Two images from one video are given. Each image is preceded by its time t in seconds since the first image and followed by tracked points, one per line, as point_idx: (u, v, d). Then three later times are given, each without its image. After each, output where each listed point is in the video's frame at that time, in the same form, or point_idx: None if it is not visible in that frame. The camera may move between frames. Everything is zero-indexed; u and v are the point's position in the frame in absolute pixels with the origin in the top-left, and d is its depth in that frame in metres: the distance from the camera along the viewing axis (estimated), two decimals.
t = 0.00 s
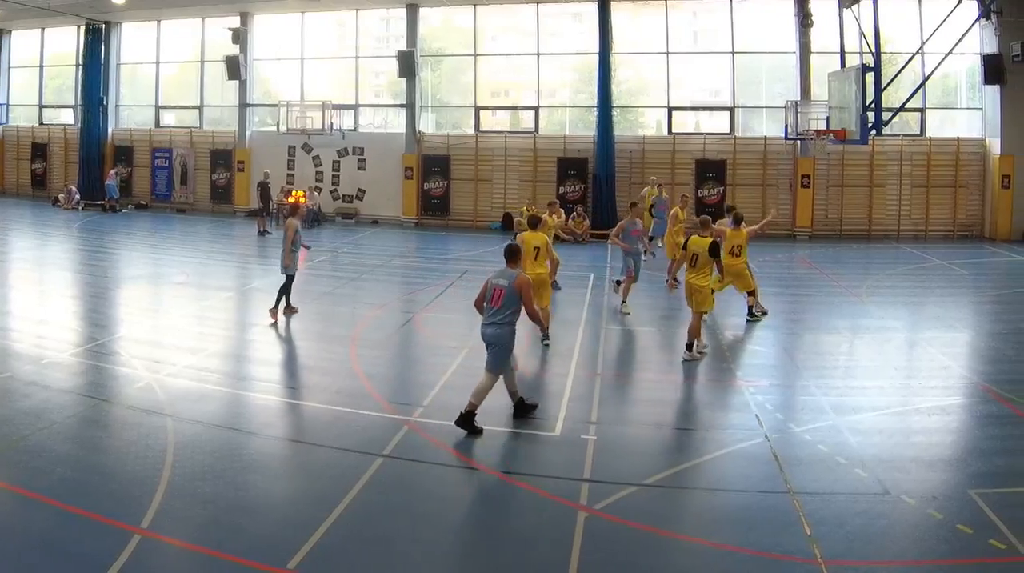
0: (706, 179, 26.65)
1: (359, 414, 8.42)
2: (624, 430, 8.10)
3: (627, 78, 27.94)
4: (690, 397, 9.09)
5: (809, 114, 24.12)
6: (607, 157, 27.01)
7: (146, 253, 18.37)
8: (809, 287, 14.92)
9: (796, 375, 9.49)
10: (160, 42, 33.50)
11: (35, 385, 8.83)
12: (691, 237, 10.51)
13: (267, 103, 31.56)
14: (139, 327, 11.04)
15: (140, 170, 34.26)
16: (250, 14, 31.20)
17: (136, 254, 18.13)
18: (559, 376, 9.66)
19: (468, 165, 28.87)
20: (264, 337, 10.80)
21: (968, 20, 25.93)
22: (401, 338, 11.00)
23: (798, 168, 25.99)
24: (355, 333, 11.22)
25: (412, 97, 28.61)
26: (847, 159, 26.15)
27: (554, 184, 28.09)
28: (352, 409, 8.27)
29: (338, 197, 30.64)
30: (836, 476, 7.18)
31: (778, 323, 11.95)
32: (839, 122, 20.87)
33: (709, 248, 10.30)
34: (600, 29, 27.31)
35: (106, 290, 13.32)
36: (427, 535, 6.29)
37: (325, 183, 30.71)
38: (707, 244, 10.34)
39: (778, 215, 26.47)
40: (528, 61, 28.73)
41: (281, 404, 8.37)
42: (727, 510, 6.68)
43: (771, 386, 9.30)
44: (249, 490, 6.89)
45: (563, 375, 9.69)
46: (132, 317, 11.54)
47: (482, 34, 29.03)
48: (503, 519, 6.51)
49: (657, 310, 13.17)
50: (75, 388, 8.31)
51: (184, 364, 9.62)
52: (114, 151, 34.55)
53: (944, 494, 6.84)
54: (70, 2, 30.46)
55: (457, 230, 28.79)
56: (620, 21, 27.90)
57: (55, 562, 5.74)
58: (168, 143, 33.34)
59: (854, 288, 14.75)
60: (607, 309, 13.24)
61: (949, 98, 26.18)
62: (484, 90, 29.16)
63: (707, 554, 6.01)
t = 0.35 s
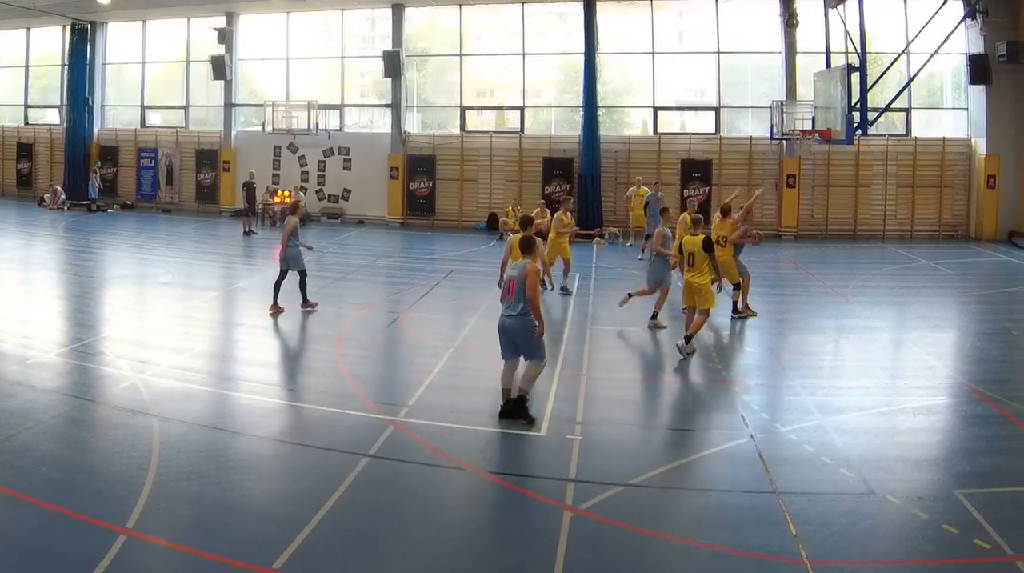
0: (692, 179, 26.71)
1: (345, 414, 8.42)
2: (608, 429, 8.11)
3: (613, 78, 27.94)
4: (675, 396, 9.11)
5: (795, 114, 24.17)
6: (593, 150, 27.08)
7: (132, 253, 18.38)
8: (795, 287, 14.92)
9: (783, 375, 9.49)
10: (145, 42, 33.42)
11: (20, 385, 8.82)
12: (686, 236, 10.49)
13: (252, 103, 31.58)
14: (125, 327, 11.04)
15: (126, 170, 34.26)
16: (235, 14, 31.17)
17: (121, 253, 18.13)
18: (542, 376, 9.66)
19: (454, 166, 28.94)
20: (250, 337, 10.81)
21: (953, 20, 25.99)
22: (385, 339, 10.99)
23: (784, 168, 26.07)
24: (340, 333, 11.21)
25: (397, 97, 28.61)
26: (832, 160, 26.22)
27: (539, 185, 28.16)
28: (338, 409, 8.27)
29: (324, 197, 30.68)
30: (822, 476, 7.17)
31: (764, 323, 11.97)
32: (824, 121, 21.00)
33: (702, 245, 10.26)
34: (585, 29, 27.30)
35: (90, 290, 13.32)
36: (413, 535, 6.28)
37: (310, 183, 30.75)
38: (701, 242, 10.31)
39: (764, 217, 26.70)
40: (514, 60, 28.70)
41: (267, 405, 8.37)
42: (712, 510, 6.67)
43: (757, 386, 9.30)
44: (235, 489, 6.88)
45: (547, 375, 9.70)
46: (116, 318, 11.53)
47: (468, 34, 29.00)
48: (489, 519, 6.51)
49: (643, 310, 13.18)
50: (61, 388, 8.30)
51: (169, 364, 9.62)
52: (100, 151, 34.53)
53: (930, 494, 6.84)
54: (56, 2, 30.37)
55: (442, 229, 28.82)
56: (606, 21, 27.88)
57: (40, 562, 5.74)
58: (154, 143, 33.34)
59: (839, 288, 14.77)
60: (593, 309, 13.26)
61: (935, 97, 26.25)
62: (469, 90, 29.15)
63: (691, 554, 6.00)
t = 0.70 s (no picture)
0: (679, 179, 26.77)
1: (332, 414, 8.42)
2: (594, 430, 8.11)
3: (599, 77, 27.92)
4: (661, 396, 9.11)
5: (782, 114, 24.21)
6: (580, 149, 27.12)
7: (118, 252, 18.37)
8: (781, 287, 14.93)
9: (769, 375, 9.52)
10: (132, 42, 33.39)
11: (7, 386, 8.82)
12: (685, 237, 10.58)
13: (239, 103, 31.57)
14: (112, 327, 11.04)
15: (112, 170, 34.22)
16: (221, 14, 31.15)
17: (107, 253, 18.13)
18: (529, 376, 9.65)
19: (441, 166, 28.92)
20: (237, 337, 10.81)
21: (939, 20, 25.97)
22: (371, 339, 11.00)
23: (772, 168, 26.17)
24: (327, 333, 11.21)
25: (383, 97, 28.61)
26: (819, 160, 26.28)
27: (526, 184, 28.21)
28: (325, 409, 8.27)
29: (310, 197, 30.68)
30: (809, 476, 7.17)
31: (752, 323, 11.99)
32: (811, 120, 21.01)
33: (702, 246, 10.36)
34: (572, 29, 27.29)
35: (75, 290, 13.31)
36: (399, 535, 6.28)
37: (297, 183, 30.73)
38: (700, 242, 10.40)
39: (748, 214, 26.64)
40: (500, 60, 28.70)
41: (254, 405, 8.37)
42: (698, 510, 6.67)
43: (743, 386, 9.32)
44: (222, 489, 6.88)
45: (535, 375, 9.70)
46: (103, 318, 11.52)
47: (454, 34, 28.99)
48: (475, 520, 6.50)
49: (630, 311, 13.19)
50: (48, 389, 8.30)
51: (156, 364, 9.62)
52: (87, 151, 34.48)
53: (916, 494, 6.84)
54: (42, 3, 30.32)
55: (429, 229, 28.81)
56: (593, 20, 27.85)
57: (26, 563, 5.73)
58: (140, 143, 33.31)
59: (825, 288, 14.78)
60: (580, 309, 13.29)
61: (922, 98, 26.25)
62: (456, 90, 29.15)
63: (677, 554, 5.99)
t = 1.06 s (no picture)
0: (665, 179, 26.73)
1: (319, 414, 8.42)
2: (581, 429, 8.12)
3: (586, 78, 27.94)
4: (648, 397, 9.12)
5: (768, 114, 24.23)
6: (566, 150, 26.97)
7: (105, 252, 18.35)
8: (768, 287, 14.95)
9: (757, 375, 9.56)
10: (119, 42, 33.39)
11: None
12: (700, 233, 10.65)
13: (225, 103, 31.56)
14: (99, 327, 11.03)
15: (99, 170, 34.15)
16: (208, 14, 31.16)
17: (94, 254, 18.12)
18: (516, 376, 9.67)
19: (427, 166, 28.90)
20: (224, 337, 10.81)
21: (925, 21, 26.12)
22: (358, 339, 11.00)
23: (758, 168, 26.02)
24: (314, 333, 11.22)
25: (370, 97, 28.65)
26: (805, 159, 26.25)
27: (513, 184, 28.19)
28: (311, 409, 8.28)
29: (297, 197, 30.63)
30: (795, 476, 7.18)
31: (740, 323, 12.00)
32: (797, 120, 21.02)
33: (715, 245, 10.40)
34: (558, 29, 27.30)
35: (61, 290, 13.30)
36: (385, 535, 6.27)
37: (283, 183, 30.67)
38: (714, 241, 10.43)
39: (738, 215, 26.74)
40: (487, 60, 28.73)
41: (240, 405, 8.37)
42: (684, 510, 6.66)
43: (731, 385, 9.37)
44: (208, 489, 6.88)
45: (521, 375, 9.71)
46: (89, 318, 11.52)
47: (441, 34, 29.02)
48: (461, 519, 6.50)
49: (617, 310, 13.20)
50: (34, 389, 8.30)
51: (143, 364, 9.62)
52: (73, 151, 34.40)
53: (903, 494, 6.83)
54: (29, 3, 30.31)
55: (414, 229, 28.76)
56: (579, 20, 27.88)
57: (11, 563, 5.72)
58: (127, 143, 33.27)
59: (812, 288, 14.79)
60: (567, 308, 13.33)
61: (909, 98, 26.31)
62: (442, 90, 29.17)
63: (663, 554, 5.99)
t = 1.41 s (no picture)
0: (652, 179, 26.67)
1: (305, 414, 8.43)
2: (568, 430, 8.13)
3: (573, 77, 27.94)
4: (635, 396, 9.13)
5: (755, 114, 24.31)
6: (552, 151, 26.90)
7: (92, 252, 18.36)
8: (754, 287, 14.96)
9: (743, 375, 9.58)
10: (106, 41, 33.38)
11: None
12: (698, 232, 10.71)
13: (212, 103, 31.56)
14: (86, 327, 11.04)
15: (86, 170, 34.13)
16: (195, 14, 31.15)
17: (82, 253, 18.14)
18: (504, 376, 9.68)
19: (414, 166, 28.90)
20: (212, 337, 10.81)
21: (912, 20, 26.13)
22: (345, 339, 11.00)
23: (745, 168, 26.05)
24: (301, 333, 11.22)
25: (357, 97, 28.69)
26: (792, 159, 26.26)
27: (499, 184, 28.19)
28: (299, 409, 8.28)
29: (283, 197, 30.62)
30: (782, 476, 7.18)
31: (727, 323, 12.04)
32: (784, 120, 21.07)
33: (716, 242, 10.53)
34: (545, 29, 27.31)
35: (47, 290, 13.31)
36: (372, 535, 6.27)
37: (270, 183, 30.68)
38: (715, 238, 10.56)
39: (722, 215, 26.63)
40: (474, 60, 28.76)
41: (227, 405, 8.38)
42: (670, 510, 6.66)
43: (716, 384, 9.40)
44: (196, 489, 6.89)
45: (508, 375, 9.74)
46: (75, 318, 11.51)
47: (428, 34, 29.02)
48: (449, 519, 6.50)
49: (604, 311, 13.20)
50: (20, 389, 8.30)
51: (130, 364, 9.62)
52: (60, 151, 34.38)
53: (889, 494, 6.83)
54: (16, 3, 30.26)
55: (402, 229, 28.78)
56: (566, 20, 27.87)
57: None
58: (114, 143, 33.26)
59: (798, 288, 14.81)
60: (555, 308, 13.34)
61: (896, 97, 26.34)
62: (429, 90, 29.18)
63: (650, 554, 5.99)
